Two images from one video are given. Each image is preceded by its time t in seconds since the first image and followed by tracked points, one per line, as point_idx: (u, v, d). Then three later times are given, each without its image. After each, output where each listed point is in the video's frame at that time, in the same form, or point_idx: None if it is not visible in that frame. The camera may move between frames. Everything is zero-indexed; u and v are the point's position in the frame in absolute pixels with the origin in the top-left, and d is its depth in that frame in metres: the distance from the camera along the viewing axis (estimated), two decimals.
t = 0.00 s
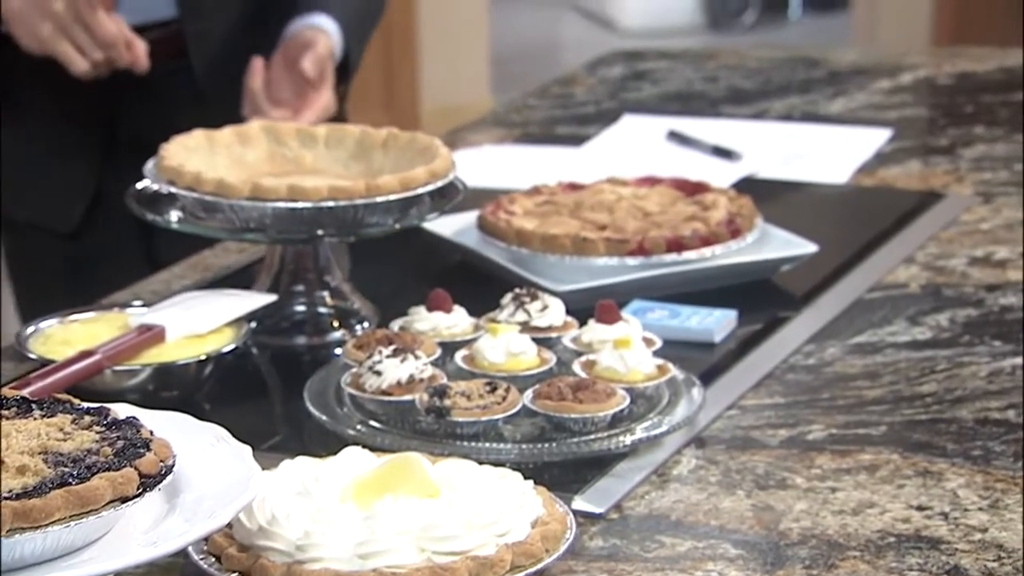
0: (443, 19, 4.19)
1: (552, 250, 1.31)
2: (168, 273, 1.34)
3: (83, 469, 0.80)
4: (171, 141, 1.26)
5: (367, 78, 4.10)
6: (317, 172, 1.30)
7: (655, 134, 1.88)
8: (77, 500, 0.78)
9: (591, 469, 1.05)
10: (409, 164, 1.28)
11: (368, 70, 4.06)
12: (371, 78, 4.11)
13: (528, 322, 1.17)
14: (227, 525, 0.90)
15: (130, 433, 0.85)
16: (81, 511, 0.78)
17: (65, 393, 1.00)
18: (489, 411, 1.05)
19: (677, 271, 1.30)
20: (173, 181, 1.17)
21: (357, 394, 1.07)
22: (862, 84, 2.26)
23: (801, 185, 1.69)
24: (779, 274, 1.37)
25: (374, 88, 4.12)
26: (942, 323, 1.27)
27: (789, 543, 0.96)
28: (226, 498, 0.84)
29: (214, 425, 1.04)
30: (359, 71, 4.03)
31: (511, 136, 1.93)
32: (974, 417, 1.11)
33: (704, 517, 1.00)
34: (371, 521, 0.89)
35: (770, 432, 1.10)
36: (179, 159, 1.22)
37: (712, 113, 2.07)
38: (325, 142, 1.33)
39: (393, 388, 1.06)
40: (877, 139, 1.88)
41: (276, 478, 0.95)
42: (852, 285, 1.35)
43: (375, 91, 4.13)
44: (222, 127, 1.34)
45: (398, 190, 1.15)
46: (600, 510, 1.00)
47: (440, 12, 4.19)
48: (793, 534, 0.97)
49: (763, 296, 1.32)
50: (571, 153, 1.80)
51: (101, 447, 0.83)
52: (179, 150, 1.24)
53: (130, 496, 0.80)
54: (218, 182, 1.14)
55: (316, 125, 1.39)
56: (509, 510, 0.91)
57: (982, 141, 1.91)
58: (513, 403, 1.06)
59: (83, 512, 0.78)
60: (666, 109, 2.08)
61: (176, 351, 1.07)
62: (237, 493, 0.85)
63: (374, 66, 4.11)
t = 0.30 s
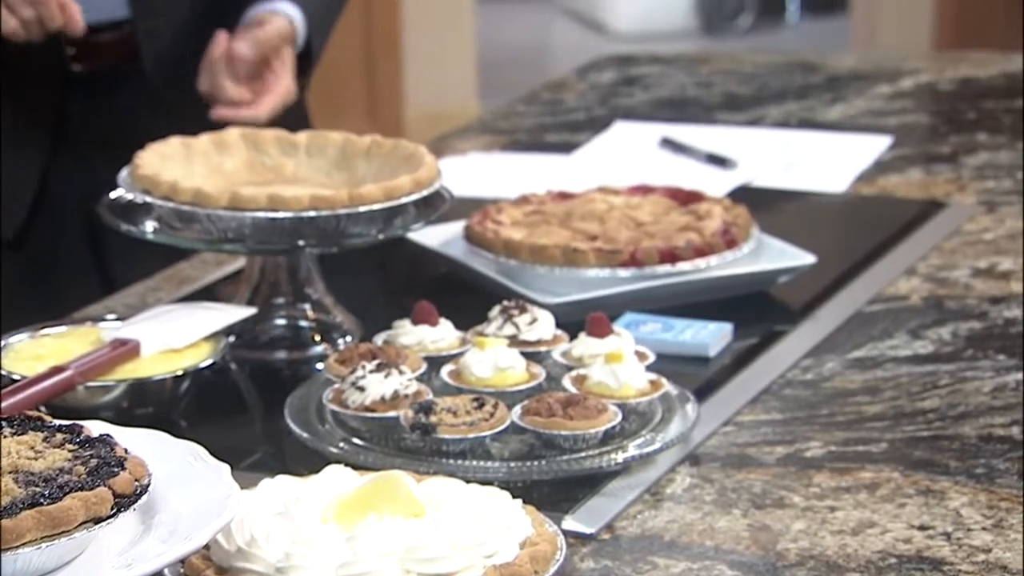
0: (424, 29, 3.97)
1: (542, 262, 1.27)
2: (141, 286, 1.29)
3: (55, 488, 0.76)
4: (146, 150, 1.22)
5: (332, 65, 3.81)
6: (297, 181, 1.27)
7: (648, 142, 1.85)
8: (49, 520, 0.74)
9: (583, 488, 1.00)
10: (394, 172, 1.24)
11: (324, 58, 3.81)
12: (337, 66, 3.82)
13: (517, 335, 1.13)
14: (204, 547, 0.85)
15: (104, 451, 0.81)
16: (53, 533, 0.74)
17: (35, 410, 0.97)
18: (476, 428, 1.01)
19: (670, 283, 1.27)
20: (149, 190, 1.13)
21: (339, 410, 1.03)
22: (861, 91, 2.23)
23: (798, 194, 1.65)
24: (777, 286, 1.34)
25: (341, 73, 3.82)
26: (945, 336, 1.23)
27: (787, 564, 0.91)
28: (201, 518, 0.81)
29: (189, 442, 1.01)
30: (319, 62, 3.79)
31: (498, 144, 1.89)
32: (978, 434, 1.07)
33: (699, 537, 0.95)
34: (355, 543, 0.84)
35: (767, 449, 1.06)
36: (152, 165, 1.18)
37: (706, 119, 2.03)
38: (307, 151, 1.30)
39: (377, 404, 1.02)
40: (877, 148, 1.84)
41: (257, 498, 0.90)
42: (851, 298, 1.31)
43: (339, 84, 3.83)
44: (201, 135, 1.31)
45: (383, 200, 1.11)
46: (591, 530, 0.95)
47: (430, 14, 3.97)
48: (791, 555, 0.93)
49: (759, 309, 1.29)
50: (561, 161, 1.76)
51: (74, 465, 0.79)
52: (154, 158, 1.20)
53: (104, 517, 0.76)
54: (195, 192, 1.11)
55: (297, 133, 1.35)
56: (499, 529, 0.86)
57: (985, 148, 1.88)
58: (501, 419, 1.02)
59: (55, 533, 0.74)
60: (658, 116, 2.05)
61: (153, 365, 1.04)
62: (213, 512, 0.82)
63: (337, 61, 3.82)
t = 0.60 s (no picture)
0: (403, 17, 4.05)
1: (531, 269, 1.23)
2: (114, 294, 1.25)
3: (23, 505, 0.71)
4: (119, 152, 1.18)
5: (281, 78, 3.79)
6: (277, 185, 1.23)
7: (641, 144, 1.81)
8: (19, 539, 0.69)
9: (574, 504, 0.96)
10: (377, 175, 1.20)
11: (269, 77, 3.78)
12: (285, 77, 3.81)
13: (505, 346, 1.09)
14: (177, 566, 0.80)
15: (75, 467, 0.76)
16: (21, 553, 0.69)
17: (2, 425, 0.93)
18: (462, 442, 0.97)
19: (665, 290, 1.23)
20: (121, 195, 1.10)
21: (319, 424, 0.99)
22: (864, 90, 2.19)
23: (797, 198, 1.61)
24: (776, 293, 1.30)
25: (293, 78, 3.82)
26: (951, 346, 1.19)
27: None
28: (174, 538, 0.77)
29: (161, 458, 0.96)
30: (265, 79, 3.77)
31: (485, 145, 1.85)
32: (985, 448, 1.03)
33: (695, 555, 0.91)
34: (336, 562, 0.79)
35: (766, 464, 1.02)
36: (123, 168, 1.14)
37: (702, 120, 1.99)
38: (286, 153, 1.25)
39: (359, 417, 0.98)
40: (880, 150, 1.80)
41: (233, 513, 0.85)
42: (853, 306, 1.27)
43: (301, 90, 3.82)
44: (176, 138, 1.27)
45: (365, 204, 1.08)
46: (582, 548, 0.91)
47: (402, 8, 4.03)
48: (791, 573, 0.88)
49: (757, 319, 1.24)
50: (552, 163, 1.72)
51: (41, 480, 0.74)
52: (126, 161, 1.17)
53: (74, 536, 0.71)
54: (170, 197, 1.07)
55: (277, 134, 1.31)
56: (486, 548, 0.82)
57: (992, 151, 1.84)
58: (489, 433, 0.98)
59: (24, 553, 0.69)
60: (651, 116, 2.01)
61: (125, 378, 1.00)
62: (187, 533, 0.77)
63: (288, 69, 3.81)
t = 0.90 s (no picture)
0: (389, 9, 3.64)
1: (520, 275, 1.19)
2: (83, 302, 1.21)
3: None
4: (89, 154, 1.14)
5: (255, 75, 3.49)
6: (254, 188, 1.19)
7: (634, 144, 1.77)
8: None
9: (566, 520, 0.92)
10: (359, 178, 1.17)
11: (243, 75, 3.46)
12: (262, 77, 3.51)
13: (493, 355, 1.05)
14: None
15: (42, 482, 0.72)
16: None
17: None
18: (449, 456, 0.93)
19: (659, 297, 1.19)
20: (91, 199, 1.06)
21: (299, 437, 0.95)
22: (866, 89, 2.15)
23: (795, 201, 1.57)
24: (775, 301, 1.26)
25: (272, 85, 3.71)
26: (957, 355, 1.15)
27: None
28: (151, 550, 0.72)
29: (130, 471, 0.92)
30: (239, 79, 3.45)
31: (472, 147, 1.81)
32: (992, 461, 0.99)
33: (690, 574, 0.87)
34: None
35: (765, 478, 0.98)
36: (90, 170, 1.10)
37: (698, 120, 1.95)
38: (264, 154, 1.21)
39: (341, 430, 0.94)
40: (884, 151, 1.76)
41: (210, 531, 0.81)
42: (855, 314, 1.23)
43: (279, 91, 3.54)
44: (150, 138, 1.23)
45: (347, 208, 1.05)
46: (573, 566, 0.87)
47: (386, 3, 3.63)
48: None
49: (754, 326, 1.21)
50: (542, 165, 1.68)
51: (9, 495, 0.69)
52: (97, 163, 1.13)
53: (42, 555, 0.67)
54: (143, 200, 1.03)
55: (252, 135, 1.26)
56: (473, 567, 0.77)
57: (999, 152, 1.80)
58: (476, 446, 0.94)
59: None
60: (644, 116, 1.97)
61: (94, 389, 0.96)
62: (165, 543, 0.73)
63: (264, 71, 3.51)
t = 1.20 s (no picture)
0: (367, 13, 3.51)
1: (507, 281, 1.16)
2: (51, 311, 1.17)
3: None
4: (57, 157, 1.11)
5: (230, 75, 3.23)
6: (230, 191, 1.15)
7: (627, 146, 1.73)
8: None
9: (556, 535, 0.88)
10: (340, 181, 1.13)
11: (213, 77, 3.21)
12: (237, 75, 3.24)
13: (479, 365, 1.01)
14: None
15: (12, 495, 0.67)
16: None
17: None
18: (434, 469, 0.89)
19: (652, 304, 1.15)
20: (60, 203, 1.03)
21: (276, 451, 0.91)
22: (868, 89, 2.11)
23: (792, 205, 1.54)
24: (773, 308, 1.22)
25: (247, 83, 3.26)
26: (962, 365, 1.12)
27: None
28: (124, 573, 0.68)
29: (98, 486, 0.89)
30: (207, 80, 3.20)
31: (457, 148, 1.78)
32: (1000, 475, 0.96)
33: None
34: None
35: (763, 493, 0.94)
36: (59, 173, 1.06)
37: (692, 120, 1.92)
38: (240, 156, 1.17)
39: (321, 443, 0.90)
40: (885, 153, 1.72)
41: (181, 550, 0.76)
42: (855, 322, 1.20)
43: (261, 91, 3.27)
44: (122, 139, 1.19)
45: (327, 211, 1.02)
46: None
47: (363, 6, 3.50)
48: None
49: (750, 335, 1.17)
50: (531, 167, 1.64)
51: None
52: (65, 166, 1.09)
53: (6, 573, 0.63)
54: (114, 204, 1.00)
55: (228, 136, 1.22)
56: None
57: (1005, 154, 1.76)
58: (462, 459, 0.90)
59: None
60: (637, 116, 1.93)
61: (63, 402, 0.93)
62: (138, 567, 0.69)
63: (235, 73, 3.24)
